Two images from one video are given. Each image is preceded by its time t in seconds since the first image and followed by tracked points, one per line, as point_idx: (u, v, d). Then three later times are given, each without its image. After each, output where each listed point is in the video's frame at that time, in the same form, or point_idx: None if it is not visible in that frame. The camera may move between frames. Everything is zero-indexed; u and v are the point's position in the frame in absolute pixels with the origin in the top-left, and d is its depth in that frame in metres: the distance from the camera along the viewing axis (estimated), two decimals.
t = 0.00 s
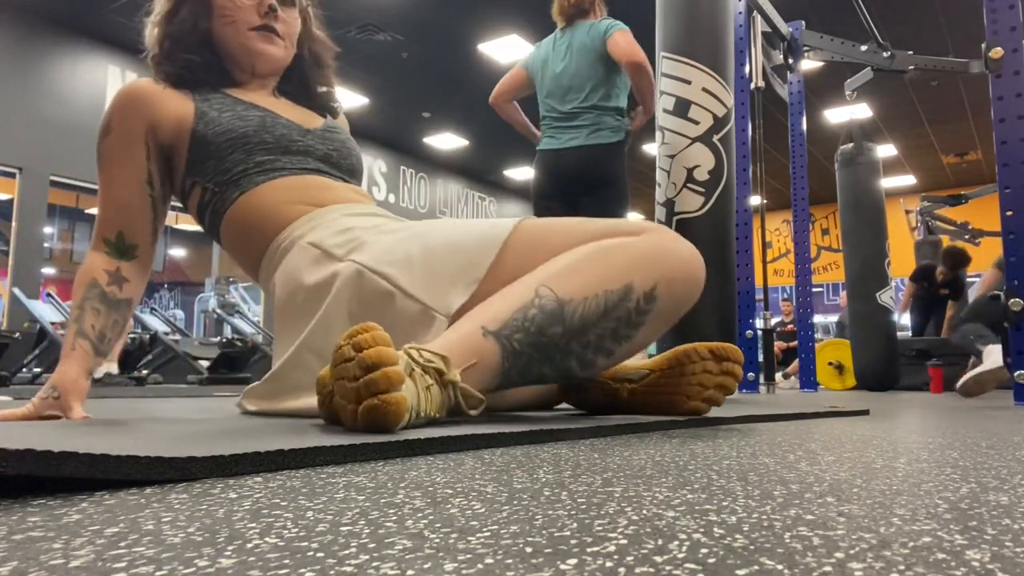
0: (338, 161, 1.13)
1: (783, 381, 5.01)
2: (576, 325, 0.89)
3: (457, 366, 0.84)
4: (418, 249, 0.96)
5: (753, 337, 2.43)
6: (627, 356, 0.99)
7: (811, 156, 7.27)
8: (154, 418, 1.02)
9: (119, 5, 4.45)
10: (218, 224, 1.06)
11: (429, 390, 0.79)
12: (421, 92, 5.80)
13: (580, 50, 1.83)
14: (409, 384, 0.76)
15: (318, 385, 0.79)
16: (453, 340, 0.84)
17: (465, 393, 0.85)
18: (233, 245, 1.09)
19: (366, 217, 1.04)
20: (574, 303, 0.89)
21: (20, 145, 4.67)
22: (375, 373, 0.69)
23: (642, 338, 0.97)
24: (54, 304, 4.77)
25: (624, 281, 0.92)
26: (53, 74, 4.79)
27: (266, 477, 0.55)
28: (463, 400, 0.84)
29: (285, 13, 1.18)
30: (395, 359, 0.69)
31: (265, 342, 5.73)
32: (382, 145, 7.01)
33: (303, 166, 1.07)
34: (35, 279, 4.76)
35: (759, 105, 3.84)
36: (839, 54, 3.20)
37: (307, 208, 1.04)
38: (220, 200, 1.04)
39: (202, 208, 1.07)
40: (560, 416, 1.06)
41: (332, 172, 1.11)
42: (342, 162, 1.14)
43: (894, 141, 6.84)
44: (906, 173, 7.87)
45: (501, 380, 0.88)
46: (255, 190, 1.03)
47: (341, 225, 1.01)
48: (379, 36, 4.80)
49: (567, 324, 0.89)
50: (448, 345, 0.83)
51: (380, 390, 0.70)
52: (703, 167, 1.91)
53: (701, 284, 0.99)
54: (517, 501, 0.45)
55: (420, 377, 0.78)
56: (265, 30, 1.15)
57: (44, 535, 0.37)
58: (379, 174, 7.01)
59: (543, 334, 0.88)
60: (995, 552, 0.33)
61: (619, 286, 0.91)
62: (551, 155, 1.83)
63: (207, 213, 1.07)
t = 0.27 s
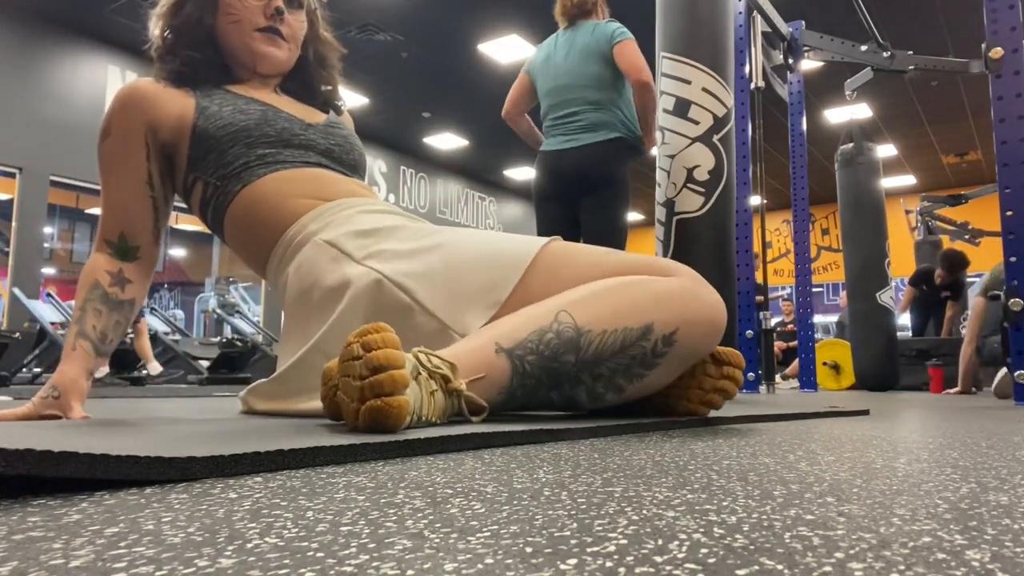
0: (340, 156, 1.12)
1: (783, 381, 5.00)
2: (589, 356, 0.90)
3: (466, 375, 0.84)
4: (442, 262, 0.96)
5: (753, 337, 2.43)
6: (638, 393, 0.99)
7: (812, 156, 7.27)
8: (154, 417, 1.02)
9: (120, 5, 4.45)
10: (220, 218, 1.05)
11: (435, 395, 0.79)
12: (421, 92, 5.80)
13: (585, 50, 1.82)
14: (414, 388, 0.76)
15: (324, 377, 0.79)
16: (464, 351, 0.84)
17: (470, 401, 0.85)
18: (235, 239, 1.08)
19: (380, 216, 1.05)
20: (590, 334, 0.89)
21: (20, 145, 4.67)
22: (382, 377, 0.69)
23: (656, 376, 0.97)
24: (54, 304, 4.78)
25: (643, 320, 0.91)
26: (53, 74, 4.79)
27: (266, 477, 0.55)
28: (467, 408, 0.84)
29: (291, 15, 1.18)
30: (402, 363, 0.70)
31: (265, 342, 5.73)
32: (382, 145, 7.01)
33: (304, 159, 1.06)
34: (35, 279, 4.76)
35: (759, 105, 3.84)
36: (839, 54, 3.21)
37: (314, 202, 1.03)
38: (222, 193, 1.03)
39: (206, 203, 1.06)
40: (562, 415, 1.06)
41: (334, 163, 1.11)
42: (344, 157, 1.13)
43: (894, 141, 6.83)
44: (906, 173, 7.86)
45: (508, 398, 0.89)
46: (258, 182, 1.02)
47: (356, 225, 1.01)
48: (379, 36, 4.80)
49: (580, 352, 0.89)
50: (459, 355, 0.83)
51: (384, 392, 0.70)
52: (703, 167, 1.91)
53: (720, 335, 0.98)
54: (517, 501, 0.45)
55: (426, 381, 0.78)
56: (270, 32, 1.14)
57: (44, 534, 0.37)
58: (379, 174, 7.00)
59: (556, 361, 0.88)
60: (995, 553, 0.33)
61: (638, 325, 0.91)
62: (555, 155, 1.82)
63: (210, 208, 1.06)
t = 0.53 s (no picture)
0: (341, 155, 1.12)
1: (784, 381, 5.00)
2: (592, 359, 0.90)
3: (467, 376, 0.84)
4: (445, 265, 0.96)
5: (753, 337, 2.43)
6: (642, 397, 0.99)
7: (812, 157, 7.27)
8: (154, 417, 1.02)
9: (120, 5, 4.45)
10: (222, 216, 1.05)
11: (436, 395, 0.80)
12: (421, 92, 5.80)
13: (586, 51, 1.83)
14: (415, 388, 0.76)
15: (324, 378, 0.79)
16: (466, 352, 0.84)
17: (470, 402, 0.85)
18: (234, 237, 1.08)
19: (386, 216, 1.05)
20: (594, 337, 0.88)
21: (20, 145, 4.67)
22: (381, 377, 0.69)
23: (659, 379, 0.97)
24: (54, 304, 4.78)
25: (647, 323, 0.91)
26: (53, 74, 4.78)
27: (266, 477, 0.55)
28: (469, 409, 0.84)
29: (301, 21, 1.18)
30: (401, 363, 0.70)
31: (265, 342, 5.73)
32: (382, 145, 7.00)
33: (305, 157, 1.06)
34: (35, 279, 4.76)
35: (759, 105, 3.84)
36: (839, 54, 3.21)
37: (317, 201, 1.03)
38: (221, 193, 1.03)
39: (205, 203, 1.06)
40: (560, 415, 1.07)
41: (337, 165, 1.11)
42: (346, 156, 1.13)
43: (894, 141, 6.84)
44: (906, 173, 7.86)
45: (511, 400, 0.89)
46: (256, 181, 1.02)
47: (360, 227, 1.01)
48: (379, 36, 4.80)
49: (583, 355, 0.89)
50: (460, 356, 0.84)
51: (383, 392, 0.70)
52: (703, 167, 1.91)
53: (725, 338, 0.97)
54: (517, 501, 0.45)
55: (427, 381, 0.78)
56: (280, 38, 1.14)
57: (45, 534, 0.37)
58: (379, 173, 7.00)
59: (559, 364, 0.88)
60: (996, 553, 0.33)
61: (643, 328, 0.91)
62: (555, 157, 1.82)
63: (209, 208, 1.06)
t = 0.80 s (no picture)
0: (341, 155, 1.12)
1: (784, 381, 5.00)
2: (592, 358, 0.90)
3: (467, 375, 0.84)
4: (443, 268, 0.96)
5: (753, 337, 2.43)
6: (642, 396, 0.99)
7: (812, 157, 7.28)
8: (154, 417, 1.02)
9: (120, 5, 4.45)
10: (218, 216, 1.05)
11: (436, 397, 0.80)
12: (421, 92, 5.80)
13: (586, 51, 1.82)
14: (415, 388, 0.76)
15: (324, 378, 0.79)
16: (466, 352, 0.84)
17: (470, 402, 0.85)
18: (231, 236, 1.08)
19: (383, 218, 1.05)
20: (593, 336, 0.88)
21: (20, 145, 4.67)
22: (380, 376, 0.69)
23: (659, 378, 0.97)
24: (54, 304, 4.78)
25: (647, 322, 0.91)
26: (53, 74, 4.78)
27: (266, 477, 0.55)
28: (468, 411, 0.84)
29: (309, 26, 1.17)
30: (401, 363, 0.70)
31: (265, 342, 5.73)
32: (382, 145, 7.00)
33: (304, 158, 1.06)
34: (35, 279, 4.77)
35: (759, 105, 3.84)
36: (839, 54, 3.21)
37: (315, 201, 1.03)
38: (219, 193, 1.03)
39: (203, 203, 1.06)
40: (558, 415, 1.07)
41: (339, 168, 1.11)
42: (345, 156, 1.13)
43: (894, 141, 6.84)
44: (906, 173, 7.86)
45: (512, 401, 0.89)
46: (254, 181, 1.02)
47: (359, 229, 1.01)
48: (379, 36, 4.80)
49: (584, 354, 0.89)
50: (460, 355, 0.83)
51: (383, 392, 0.70)
52: (703, 167, 1.91)
53: (725, 337, 0.97)
54: (517, 501, 0.45)
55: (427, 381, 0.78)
56: (288, 44, 1.14)
57: (44, 534, 0.37)
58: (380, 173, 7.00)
59: (559, 363, 0.88)
60: (996, 552, 0.33)
61: (643, 326, 0.91)
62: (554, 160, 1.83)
63: (208, 207, 1.06)
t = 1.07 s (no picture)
0: (348, 165, 1.13)
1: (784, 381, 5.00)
2: (580, 331, 0.90)
3: (462, 367, 0.84)
4: (426, 257, 0.96)
5: (753, 337, 2.44)
6: (635, 363, 0.99)
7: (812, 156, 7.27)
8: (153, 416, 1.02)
9: (120, 5, 4.45)
10: (223, 223, 1.05)
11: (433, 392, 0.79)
12: (421, 92, 5.80)
13: (585, 52, 1.82)
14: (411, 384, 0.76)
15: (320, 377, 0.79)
16: (455, 343, 0.84)
17: (471, 397, 0.85)
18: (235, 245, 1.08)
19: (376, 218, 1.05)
20: (579, 309, 0.88)
21: (20, 145, 4.67)
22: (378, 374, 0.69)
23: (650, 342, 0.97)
24: (54, 304, 4.78)
25: (630, 287, 0.91)
26: (53, 74, 4.78)
27: (266, 477, 0.55)
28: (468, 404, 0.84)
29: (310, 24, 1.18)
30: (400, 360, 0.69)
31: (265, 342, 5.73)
32: (381, 144, 7.00)
33: (314, 167, 1.07)
34: (35, 279, 4.77)
35: (759, 105, 3.84)
36: (839, 54, 3.20)
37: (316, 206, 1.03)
38: (229, 198, 1.04)
39: (209, 207, 1.06)
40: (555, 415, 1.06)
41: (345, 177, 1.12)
42: (352, 165, 1.14)
43: (894, 141, 6.83)
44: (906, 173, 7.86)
45: (506, 384, 0.88)
46: (263, 193, 1.03)
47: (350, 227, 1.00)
48: (379, 36, 4.80)
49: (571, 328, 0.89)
50: (452, 348, 0.83)
51: (383, 391, 0.70)
52: (703, 167, 1.91)
53: (708, 293, 0.98)
54: (517, 501, 0.45)
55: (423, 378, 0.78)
56: (293, 43, 1.15)
57: (44, 534, 0.37)
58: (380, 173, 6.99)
59: (551, 338, 0.88)
60: (995, 553, 0.33)
61: (625, 292, 0.91)
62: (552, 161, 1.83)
63: (213, 211, 1.06)
